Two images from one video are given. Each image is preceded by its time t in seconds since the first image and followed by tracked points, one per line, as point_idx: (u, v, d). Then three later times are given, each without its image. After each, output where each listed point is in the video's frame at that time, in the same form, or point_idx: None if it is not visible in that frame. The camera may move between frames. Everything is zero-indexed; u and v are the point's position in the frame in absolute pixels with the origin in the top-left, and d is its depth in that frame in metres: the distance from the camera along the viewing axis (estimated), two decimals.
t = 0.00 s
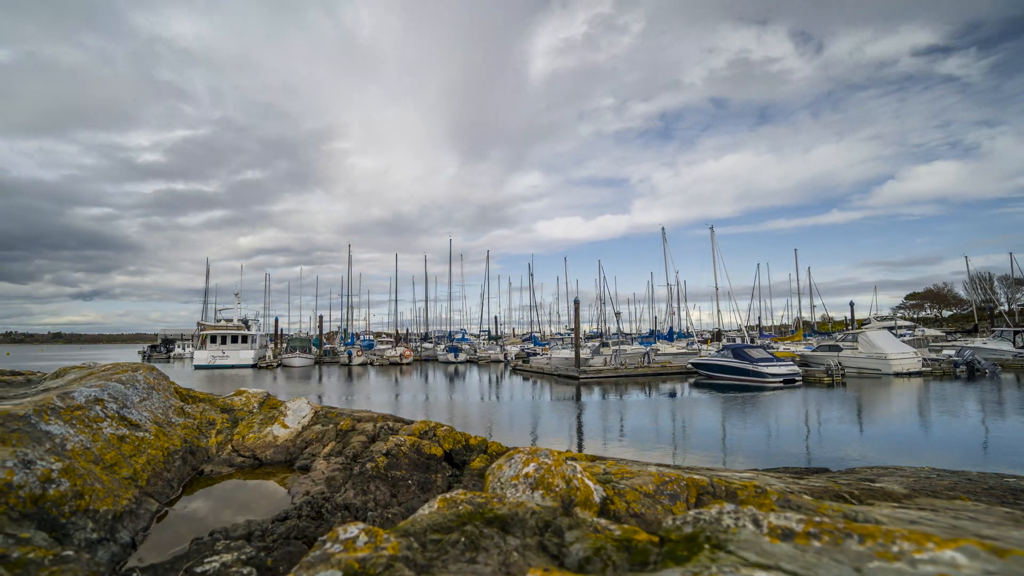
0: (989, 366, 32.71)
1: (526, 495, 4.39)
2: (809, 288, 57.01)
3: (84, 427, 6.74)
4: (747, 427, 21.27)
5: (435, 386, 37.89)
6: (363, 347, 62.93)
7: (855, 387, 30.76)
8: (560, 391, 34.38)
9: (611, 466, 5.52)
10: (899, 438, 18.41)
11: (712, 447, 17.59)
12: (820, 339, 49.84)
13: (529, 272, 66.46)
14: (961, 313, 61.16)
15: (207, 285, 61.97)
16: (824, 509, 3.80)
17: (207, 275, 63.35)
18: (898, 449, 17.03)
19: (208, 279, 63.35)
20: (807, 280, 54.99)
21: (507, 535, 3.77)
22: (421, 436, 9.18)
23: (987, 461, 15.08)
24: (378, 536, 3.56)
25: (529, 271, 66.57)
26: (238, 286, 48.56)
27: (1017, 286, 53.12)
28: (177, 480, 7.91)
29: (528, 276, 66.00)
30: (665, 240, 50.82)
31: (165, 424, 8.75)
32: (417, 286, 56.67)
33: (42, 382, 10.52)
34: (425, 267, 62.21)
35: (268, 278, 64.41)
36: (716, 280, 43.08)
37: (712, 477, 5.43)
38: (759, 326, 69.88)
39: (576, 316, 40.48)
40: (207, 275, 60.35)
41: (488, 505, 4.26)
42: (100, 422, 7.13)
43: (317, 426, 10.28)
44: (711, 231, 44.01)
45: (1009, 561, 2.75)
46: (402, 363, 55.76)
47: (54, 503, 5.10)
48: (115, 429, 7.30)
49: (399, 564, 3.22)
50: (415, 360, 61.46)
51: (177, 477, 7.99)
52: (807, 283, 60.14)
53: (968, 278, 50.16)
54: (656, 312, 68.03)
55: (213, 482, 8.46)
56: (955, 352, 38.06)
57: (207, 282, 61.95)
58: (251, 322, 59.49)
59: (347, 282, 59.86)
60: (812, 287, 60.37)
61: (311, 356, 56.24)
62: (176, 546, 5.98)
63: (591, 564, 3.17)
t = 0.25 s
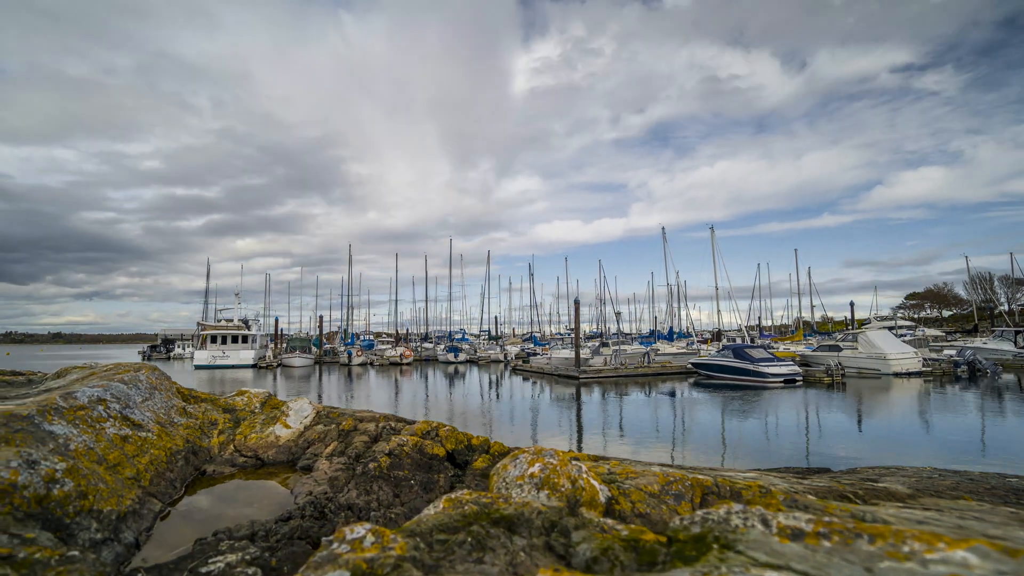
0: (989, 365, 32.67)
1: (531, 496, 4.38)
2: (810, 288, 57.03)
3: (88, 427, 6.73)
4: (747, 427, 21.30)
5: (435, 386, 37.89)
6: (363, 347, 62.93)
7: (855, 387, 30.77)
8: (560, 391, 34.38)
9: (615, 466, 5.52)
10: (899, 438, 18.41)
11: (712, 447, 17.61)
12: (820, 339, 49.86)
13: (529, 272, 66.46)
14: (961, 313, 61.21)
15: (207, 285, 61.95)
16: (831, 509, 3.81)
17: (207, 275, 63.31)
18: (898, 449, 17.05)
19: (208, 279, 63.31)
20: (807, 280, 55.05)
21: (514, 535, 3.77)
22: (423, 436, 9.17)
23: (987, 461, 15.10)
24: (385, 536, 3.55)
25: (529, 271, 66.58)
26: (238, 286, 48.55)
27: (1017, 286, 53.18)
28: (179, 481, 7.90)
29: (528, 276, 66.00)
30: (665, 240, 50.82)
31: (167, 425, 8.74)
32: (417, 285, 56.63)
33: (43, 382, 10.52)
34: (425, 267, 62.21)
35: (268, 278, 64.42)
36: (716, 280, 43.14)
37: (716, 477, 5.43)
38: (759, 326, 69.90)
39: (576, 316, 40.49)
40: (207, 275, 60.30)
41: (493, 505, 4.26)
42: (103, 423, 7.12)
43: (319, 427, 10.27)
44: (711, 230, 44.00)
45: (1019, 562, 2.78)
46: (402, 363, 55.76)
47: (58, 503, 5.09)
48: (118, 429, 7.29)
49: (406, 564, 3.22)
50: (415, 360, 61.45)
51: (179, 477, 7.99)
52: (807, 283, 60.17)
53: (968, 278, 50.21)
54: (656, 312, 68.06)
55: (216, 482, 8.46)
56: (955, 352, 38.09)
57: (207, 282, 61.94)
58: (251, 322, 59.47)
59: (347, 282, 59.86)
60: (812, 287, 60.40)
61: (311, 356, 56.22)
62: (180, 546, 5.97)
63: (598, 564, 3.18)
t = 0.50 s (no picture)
0: (989, 365, 32.62)
1: (537, 495, 4.38)
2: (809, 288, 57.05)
3: (91, 427, 6.72)
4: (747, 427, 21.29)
5: (436, 386, 37.88)
6: (363, 347, 62.90)
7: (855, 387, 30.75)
8: (560, 391, 34.37)
9: (620, 466, 5.52)
10: (899, 438, 18.43)
11: (712, 447, 17.60)
12: (820, 339, 49.86)
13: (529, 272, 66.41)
14: (960, 313, 61.26)
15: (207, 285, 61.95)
16: (838, 509, 3.81)
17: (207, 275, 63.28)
18: (898, 448, 17.07)
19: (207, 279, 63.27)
20: (807, 279, 55.06)
21: (520, 535, 3.76)
22: (425, 436, 9.17)
23: (988, 461, 15.11)
24: (392, 536, 3.55)
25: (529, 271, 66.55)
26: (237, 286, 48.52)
27: (1016, 286, 53.21)
28: (182, 481, 7.90)
29: (528, 276, 65.97)
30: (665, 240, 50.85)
31: (169, 424, 8.74)
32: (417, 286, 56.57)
33: (45, 382, 10.52)
34: (425, 267, 62.20)
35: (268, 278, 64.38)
36: (716, 280, 43.15)
37: (720, 477, 5.43)
38: (759, 326, 69.90)
39: (576, 315, 40.49)
40: (207, 275, 60.23)
41: (499, 505, 4.25)
42: (106, 423, 7.12)
43: (321, 426, 10.27)
44: (711, 230, 44.02)
45: None
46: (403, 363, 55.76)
47: (63, 503, 5.09)
48: (120, 430, 7.28)
49: (414, 565, 3.22)
50: (415, 360, 61.44)
51: (182, 477, 7.99)
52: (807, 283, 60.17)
53: (968, 278, 50.24)
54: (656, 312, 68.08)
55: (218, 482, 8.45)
56: (955, 351, 38.10)
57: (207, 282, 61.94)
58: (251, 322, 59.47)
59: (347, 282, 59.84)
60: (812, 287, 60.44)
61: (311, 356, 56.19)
62: (184, 546, 5.97)
63: (606, 564, 3.17)
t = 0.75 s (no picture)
0: (988, 365, 32.57)
1: (542, 495, 4.38)
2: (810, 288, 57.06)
3: (93, 427, 6.71)
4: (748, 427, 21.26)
5: (436, 386, 37.87)
6: (363, 347, 62.93)
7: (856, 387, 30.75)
8: (560, 391, 34.36)
9: (624, 466, 5.51)
10: (900, 438, 18.42)
11: (713, 447, 17.58)
12: (820, 339, 49.83)
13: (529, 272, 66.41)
14: (961, 313, 61.27)
15: (207, 285, 61.94)
16: (846, 509, 3.81)
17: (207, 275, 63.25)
18: (898, 448, 17.03)
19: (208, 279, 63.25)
20: (807, 279, 55.13)
21: (526, 535, 3.76)
22: (428, 436, 9.16)
23: (989, 461, 15.10)
24: (398, 536, 3.54)
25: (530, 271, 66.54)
26: (238, 286, 48.54)
27: (1017, 286, 53.22)
28: (184, 481, 7.90)
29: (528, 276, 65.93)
30: (665, 241, 50.86)
31: (172, 424, 8.73)
32: (417, 286, 56.59)
33: (47, 382, 10.52)
34: (425, 267, 62.22)
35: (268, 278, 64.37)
36: (716, 280, 43.17)
37: (724, 477, 5.43)
38: (759, 326, 69.89)
39: (577, 315, 40.49)
40: (207, 275, 60.19)
41: (505, 505, 4.25)
42: (108, 423, 7.11)
43: (323, 427, 10.26)
44: (711, 230, 44.05)
45: None
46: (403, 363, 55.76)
47: (67, 503, 5.08)
48: (123, 429, 7.28)
49: (421, 565, 3.21)
50: (415, 360, 61.45)
51: (184, 477, 7.98)
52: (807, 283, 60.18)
53: (968, 278, 50.24)
54: (656, 312, 68.09)
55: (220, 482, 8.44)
56: (956, 351, 38.10)
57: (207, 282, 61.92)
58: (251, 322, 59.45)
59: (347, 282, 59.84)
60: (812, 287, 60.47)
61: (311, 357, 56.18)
62: (187, 547, 5.96)
63: (614, 564, 3.17)
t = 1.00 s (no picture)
0: (989, 365, 32.59)
1: (547, 496, 4.38)
2: (810, 288, 57.07)
3: (97, 428, 6.71)
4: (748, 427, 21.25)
5: (436, 386, 37.85)
6: (364, 347, 62.92)
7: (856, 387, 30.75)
8: (560, 391, 34.33)
9: (628, 467, 5.51)
10: (900, 438, 18.41)
11: (713, 447, 17.58)
12: (820, 339, 49.79)
13: (529, 272, 66.37)
14: (961, 313, 61.30)
15: (207, 285, 61.91)
16: (852, 509, 3.83)
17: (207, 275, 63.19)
18: (899, 448, 17.01)
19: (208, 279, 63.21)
20: (807, 279, 55.17)
21: (532, 535, 3.76)
22: (430, 436, 9.16)
23: (990, 461, 15.10)
24: (405, 537, 3.53)
25: (530, 272, 66.51)
26: (238, 286, 48.53)
27: (1017, 286, 53.25)
28: (187, 481, 7.89)
29: (529, 276, 65.88)
30: (665, 241, 50.89)
31: (174, 425, 8.73)
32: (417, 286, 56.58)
33: (48, 382, 10.53)
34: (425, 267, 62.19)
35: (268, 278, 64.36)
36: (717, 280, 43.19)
37: (728, 477, 5.44)
38: (760, 326, 69.92)
39: (577, 315, 40.49)
40: (207, 275, 60.17)
41: (510, 505, 4.25)
42: (111, 423, 7.11)
43: (325, 427, 10.26)
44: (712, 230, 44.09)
45: None
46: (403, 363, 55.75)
47: (71, 504, 5.08)
48: (126, 430, 7.27)
49: (429, 565, 3.22)
50: (415, 360, 61.44)
51: (187, 477, 7.97)
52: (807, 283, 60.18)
53: (969, 278, 50.26)
54: (656, 312, 68.10)
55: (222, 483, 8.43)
56: (956, 351, 38.10)
57: (207, 282, 61.89)
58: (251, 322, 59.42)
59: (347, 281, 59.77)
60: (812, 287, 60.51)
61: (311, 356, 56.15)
62: (191, 547, 5.96)
63: (621, 564, 3.18)
